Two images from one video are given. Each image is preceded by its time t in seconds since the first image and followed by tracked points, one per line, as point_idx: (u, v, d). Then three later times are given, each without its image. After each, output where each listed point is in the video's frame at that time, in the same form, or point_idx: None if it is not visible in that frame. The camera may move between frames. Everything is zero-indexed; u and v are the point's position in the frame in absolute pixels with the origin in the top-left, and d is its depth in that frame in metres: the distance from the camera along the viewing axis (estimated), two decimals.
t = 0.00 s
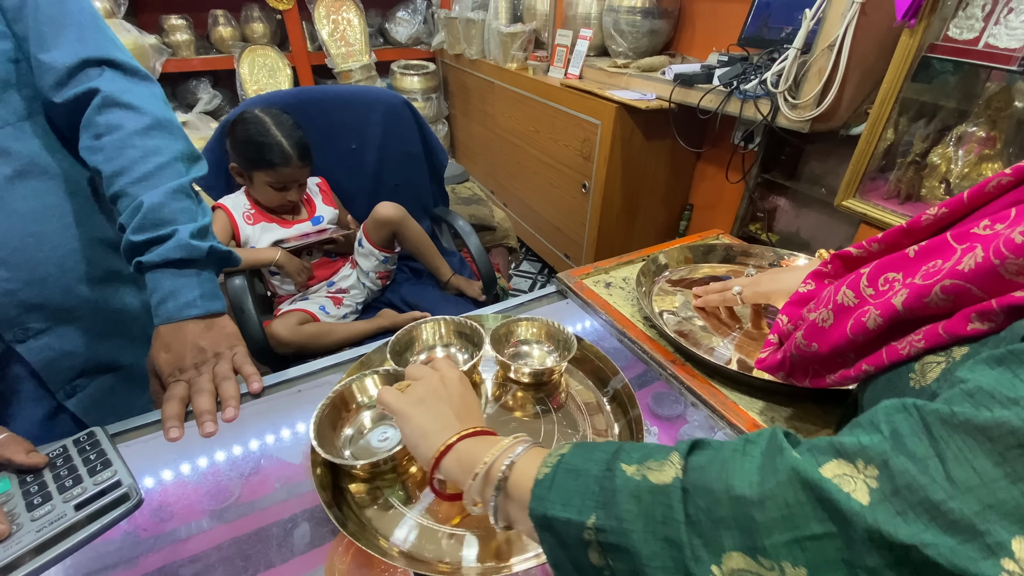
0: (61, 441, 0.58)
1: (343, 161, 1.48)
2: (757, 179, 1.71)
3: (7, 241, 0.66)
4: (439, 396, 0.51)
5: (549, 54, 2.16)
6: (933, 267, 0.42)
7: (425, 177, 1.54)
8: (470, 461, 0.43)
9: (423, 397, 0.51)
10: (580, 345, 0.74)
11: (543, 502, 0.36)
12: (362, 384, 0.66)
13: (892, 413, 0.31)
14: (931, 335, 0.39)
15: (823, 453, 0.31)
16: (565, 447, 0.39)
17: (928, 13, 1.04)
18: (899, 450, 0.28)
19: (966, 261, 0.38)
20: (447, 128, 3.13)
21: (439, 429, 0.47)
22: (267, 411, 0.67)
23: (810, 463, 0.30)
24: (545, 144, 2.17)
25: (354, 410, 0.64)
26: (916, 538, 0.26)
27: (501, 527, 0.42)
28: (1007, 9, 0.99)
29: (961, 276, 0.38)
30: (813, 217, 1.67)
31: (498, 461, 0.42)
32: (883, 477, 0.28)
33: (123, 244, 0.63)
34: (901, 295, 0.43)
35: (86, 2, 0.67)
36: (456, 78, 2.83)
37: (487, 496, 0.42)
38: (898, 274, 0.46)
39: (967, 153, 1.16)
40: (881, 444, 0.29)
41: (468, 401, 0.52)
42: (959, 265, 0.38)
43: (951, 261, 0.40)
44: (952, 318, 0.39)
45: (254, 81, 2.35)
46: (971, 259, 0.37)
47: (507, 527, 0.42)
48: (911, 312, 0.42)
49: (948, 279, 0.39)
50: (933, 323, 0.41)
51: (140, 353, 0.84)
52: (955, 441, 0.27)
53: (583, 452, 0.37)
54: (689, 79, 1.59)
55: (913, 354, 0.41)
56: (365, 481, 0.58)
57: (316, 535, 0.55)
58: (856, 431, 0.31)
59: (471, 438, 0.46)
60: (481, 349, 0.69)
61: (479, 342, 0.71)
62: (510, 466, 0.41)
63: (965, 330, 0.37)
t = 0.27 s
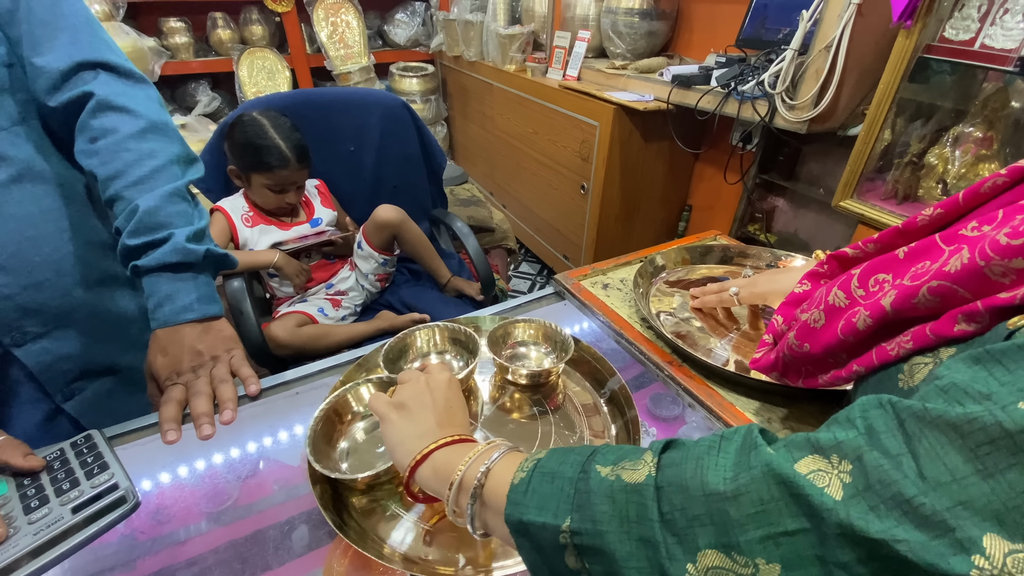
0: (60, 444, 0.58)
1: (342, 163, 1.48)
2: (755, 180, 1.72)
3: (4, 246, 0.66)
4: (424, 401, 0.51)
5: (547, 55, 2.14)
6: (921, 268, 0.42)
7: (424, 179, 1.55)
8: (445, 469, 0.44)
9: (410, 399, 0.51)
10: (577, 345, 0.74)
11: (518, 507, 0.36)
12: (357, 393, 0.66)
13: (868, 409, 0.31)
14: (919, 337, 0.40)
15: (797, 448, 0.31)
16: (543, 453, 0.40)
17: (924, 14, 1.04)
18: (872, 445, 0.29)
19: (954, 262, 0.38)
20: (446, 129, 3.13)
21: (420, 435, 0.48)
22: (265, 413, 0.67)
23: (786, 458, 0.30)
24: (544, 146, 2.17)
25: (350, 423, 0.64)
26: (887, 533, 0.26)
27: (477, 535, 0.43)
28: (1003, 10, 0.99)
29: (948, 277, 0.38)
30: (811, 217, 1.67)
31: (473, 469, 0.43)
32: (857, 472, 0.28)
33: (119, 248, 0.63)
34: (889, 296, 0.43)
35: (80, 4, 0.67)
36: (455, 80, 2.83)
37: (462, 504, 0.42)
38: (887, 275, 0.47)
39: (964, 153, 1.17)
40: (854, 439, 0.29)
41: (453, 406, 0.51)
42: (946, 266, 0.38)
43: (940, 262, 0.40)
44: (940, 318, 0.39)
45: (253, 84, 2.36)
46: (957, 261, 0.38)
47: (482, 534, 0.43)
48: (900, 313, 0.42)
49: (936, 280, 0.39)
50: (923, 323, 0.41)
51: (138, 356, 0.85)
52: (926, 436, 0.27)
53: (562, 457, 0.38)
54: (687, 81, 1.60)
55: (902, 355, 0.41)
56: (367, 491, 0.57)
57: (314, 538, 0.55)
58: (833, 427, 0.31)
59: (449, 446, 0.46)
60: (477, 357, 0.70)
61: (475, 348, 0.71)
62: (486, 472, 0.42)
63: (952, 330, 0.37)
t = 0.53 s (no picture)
0: (57, 446, 0.58)
1: (341, 164, 1.48)
2: (754, 179, 1.72)
3: None
4: (418, 405, 0.48)
5: (546, 55, 2.14)
6: (922, 268, 0.42)
7: (423, 180, 1.55)
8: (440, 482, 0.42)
9: (402, 402, 0.49)
10: (576, 345, 0.74)
11: (516, 546, 0.34)
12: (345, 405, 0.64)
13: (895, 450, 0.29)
14: (921, 336, 0.40)
15: (821, 499, 0.29)
16: (544, 480, 0.36)
17: (923, 13, 1.04)
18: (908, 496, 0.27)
19: (955, 263, 0.39)
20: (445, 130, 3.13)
21: (413, 441, 0.45)
22: (264, 413, 0.67)
23: (813, 517, 0.29)
24: (543, 146, 2.17)
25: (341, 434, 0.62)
26: None
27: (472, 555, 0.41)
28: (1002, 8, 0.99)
29: (950, 278, 0.38)
30: (810, 217, 1.67)
31: (469, 487, 0.40)
32: (894, 526, 0.27)
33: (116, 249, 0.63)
34: (890, 296, 0.44)
35: (76, 5, 0.67)
36: (454, 81, 2.84)
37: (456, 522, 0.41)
38: (887, 275, 0.47)
39: (963, 152, 1.16)
40: (887, 486, 0.28)
41: (449, 411, 0.49)
42: (947, 267, 0.39)
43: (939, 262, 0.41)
44: (942, 318, 0.40)
45: (252, 85, 2.36)
46: (959, 261, 0.38)
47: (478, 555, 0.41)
48: (901, 313, 0.42)
49: (937, 280, 0.40)
50: (924, 323, 0.42)
51: (135, 357, 0.85)
52: (961, 481, 0.26)
53: (573, 496, 0.34)
54: (686, 81, 1.60)
55: (903, 355, 0.42)
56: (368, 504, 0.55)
57: (314, 539, 0.54)
58: (858, 470, 0.30)
59: (443, 456, 0.44)
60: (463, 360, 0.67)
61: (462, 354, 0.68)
62: (484, 496, 0.39)
63: (954, 330, 0.37)
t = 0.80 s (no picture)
0: (57, 449, 0.58)
1: (341, 165, 1.48)
2: (754, 179, 1.72)
3: None
4: (479, 387, 0.40)
5: (546, 56, 2.15)
6: (926, 281, 0.43)
7: (423, 181, 1.55)
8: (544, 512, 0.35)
9: (457, 387, 0.41)
10: (576, 348, 0.73)
11: None
12: (392, 385, 0.54)
13: None
14: (927, 348, 0.41)
15: None
16: None
17: (921, 13, 1.04)
18: None
19: (962, 277, 0.39)
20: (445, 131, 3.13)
21: (485, 439, 0.38)
22: (264, 416, 0.67)
23: None
24: (543, 147, 2.17)
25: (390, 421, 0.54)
26: None
27: None
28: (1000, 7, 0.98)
29: (957, 293, 0.39)
30: (810, 217, 1.67)
31: (594, 542, 0.33)
32: None
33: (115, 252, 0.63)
34: (895, 309, 0.44)
35: (74, 8, 0.67)
36: (454, 81, 2.84)
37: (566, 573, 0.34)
38: (889, 285, 0.46)
39: (962, 152, 1.16)
40: None
41: (517, 388, 0.42)
42: (955, 282, 0.39)
43: (944, 275, 0.41)
44: (947, 331, 0.41)
45: (252, 86, 2.36)
46: (966, 276, 0.39)
47: None
48: (906, 326, 0.43)
49: (943, 295, 0.40)
50: (928, 335, 0.42)
51: (133, 360, 0.85)
52: None
53: None
54: (685, 81, 1.60)
55: (907, 366, 0.43)
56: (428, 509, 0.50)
57: (314, 542, 0.54)
58: None
59: (532, 464, 0.37)
60: (511, 319, 0.58)
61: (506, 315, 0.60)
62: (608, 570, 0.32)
63: (962, 343, 0.39)
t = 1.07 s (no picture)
0: (47, 457, 0.57)
1: (337, 167, 1.47)
2: (752, 180, 1.70)
3: None
4: (708, 381, 0.35)
5: (543, 57, 2.14)
6: (940, 299, 0.41)
7: (420, 182, 1.54)
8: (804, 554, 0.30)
9: (682, 380, 0.36)
10: (574, 351, 0.73)
11: None
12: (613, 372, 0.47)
13: None
14: (941, 368, 0.40)
15: None
16: None
17: (920, 12, 1.03)
18: None
19: (981, 298, 0.38)
20: (443, 131, 3.12)
21: (724, 442, 0.33)
22: (257, 422, 0.66)
23: None
24: (541, 148, 2.15)
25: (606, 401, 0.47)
26: None
27: None
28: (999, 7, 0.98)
29: (977, 315, 0.38)
30: (809, 217, 1.66)
31: None
32: None
33: (109, 256, 0.62)
34: (907, 328, 0.42)
35: (71, 9, 0.66)
36: (451, 82, 2.83)
37: None
38: (898, 300, 0.45)
39: (961, 152, 1.16)
40: None
41: (758, 383, 0.35)
42: (974, 303, 0.38)
43: (960, 295, 0.40)
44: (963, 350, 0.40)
45: (248, 87, 2.34)
46: (987, 297, 0.37)
47: None
48: (920, 346, 0.41)
49: (961, 316, 0.39)
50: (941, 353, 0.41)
51: (129, 364, 0.84)
52: None
53: None
54: (682, 82, 1.60)
55: (920, 386, 0.42)
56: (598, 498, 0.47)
57: (308, 550, 0.53)
58: None
59: (791, 486, 0.31)
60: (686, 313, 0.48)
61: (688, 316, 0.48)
62: None
63: (980, 364, 0.38)
